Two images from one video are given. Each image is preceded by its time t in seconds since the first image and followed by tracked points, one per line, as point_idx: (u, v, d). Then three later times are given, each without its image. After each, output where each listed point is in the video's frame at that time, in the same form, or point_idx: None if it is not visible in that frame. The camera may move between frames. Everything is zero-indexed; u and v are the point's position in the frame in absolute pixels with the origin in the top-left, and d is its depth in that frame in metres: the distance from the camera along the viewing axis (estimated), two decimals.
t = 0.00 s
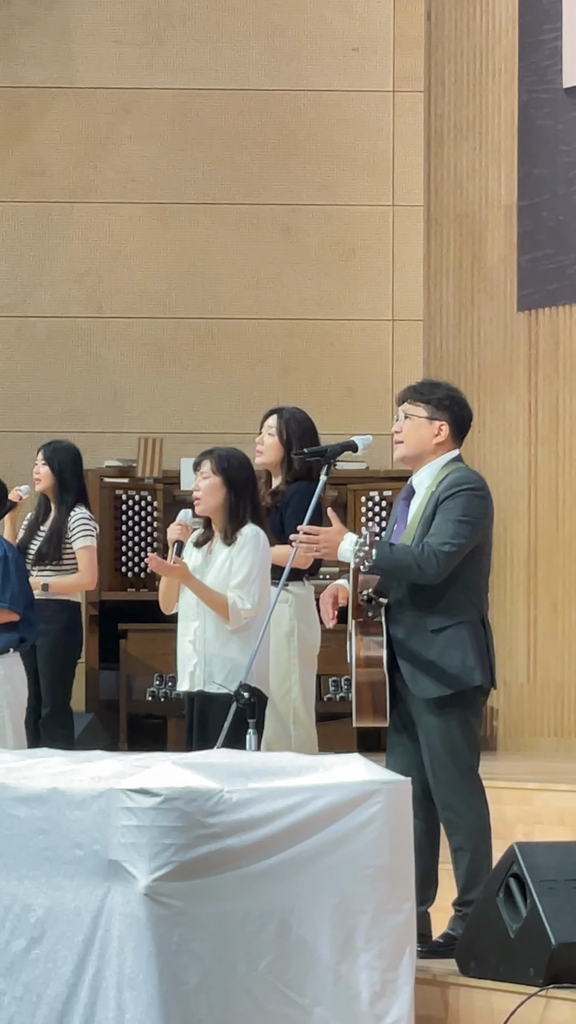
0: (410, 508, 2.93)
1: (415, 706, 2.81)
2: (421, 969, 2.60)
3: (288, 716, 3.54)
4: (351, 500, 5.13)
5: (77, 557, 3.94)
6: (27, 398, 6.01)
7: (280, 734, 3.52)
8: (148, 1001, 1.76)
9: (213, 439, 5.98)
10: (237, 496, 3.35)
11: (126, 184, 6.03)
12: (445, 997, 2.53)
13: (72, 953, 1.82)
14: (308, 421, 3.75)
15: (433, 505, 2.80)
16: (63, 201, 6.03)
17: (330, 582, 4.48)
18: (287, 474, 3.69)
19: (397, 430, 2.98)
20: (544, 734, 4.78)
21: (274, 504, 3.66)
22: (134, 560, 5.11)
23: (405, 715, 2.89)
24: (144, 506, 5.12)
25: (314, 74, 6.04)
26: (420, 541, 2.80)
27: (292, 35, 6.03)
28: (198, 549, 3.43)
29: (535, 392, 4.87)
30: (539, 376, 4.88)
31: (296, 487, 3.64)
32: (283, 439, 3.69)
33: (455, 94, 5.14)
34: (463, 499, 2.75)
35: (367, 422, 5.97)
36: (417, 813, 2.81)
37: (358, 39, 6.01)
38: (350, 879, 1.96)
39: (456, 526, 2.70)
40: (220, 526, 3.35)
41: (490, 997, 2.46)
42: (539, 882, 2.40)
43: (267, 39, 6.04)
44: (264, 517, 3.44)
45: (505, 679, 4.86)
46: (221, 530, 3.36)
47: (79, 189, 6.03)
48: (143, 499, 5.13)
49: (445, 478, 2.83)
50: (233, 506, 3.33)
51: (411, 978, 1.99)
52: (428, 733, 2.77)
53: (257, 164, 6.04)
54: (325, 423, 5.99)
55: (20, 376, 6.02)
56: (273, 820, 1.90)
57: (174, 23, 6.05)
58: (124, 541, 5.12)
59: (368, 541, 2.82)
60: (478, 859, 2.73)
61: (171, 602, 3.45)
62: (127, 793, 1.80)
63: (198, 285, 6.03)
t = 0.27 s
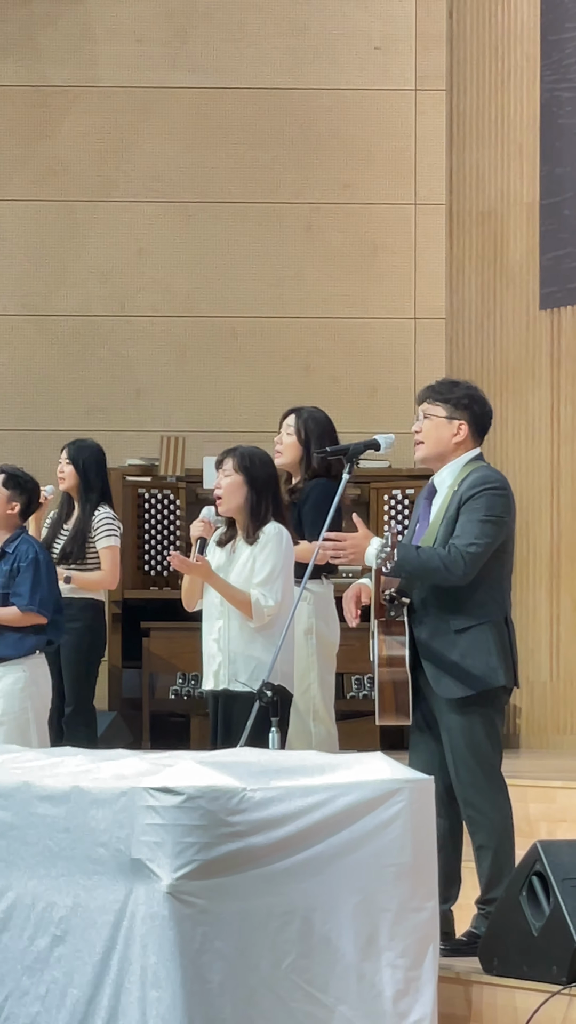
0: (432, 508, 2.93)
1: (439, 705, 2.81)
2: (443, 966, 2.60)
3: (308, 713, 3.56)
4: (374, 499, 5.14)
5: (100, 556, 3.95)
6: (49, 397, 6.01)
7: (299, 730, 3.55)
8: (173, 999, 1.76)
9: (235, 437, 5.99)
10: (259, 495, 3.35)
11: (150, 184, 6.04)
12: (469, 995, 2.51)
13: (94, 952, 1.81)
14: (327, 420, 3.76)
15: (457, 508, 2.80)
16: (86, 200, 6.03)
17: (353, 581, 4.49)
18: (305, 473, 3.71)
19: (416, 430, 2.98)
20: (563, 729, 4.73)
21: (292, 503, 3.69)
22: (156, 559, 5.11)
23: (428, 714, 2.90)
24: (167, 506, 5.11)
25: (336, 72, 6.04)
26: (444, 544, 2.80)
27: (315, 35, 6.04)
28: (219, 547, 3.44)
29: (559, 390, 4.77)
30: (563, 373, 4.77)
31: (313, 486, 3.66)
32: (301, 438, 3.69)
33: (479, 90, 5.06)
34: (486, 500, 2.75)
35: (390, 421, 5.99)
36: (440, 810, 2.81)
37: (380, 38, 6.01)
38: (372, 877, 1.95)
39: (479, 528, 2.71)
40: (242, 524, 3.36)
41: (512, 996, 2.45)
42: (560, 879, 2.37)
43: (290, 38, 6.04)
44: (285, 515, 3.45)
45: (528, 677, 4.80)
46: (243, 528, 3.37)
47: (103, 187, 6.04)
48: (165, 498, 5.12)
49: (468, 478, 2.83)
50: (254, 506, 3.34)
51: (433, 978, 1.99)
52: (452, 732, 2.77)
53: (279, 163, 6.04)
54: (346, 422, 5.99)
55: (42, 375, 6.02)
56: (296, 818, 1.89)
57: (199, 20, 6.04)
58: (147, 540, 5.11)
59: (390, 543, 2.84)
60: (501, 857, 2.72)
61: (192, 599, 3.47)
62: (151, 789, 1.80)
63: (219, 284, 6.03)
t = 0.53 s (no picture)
0: (446, 507, 2.93)
1: (456, 705, 2.80)
2: (459, 966, 2.56)
3: (321, 713, 3.57)
4: (389, 499, 5.14)
5: (118, 557, 3.98)
6: (63, 397, 6.01)
7: (313, 730, 3.57)
8: (188, 1002, 1.72)
9: (250, 438, 5.99)
10: (274, 496, 3.35)
11: (165, 184, 6.04)
12: (485, 996, 2.46)
13: (110, 954, 1.78)
14: (338, 418, 3.76)
15: (473, 507, 2.80)
16: (101, 201, 6.04)
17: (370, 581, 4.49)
18: (316, 474, 3.71)
19: (429, 432, 2.97)
20: None
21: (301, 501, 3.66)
22: (172, 559, 5.11)
23: (445, 714, 2.90)
24: (183, 505, 5.14)
25: (351, 72, 6.04)
26: (460, 543, 2.80)
27: (331, 34, 6.04)
28: (233, 547, 3.44)
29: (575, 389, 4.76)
30: None
31: (323, 485, 3.64)
32: (312, 439, 3.70)
33: (495, 88, 5.03)
34: (504, 501, 2.75)
35: (405, 421, 5.97)
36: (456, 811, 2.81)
37: (395, 38, 6.01)
38: (391, 878, 1.89)
39: (497, 529, 2.71)
40: (257, 524, 3.36)
41: (528, 996, 2.40)
42: None
43: (305, 38, 6.04)
44: (301, 515, 3.44)
45: (545, 677, 4.79)
46: (258, 528, 3.37)
47: (117, 187, 6.04)
48: (181, 498, 5.14)
49: (483, 477, 2.83)
50: (269, 506, 3.33)
51: (450, 980, 1.91)
52: (469, 733, 2.77)
53: (294, 163, 6.04)
54: (361, 422, 5.99)
55: (57, 376, 6.02)
56: (314, 818, 1.84)
57: (216, 20, 6.05)
58: (163, 540, 5.12)
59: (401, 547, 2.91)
60: (518, 857, 2.70)
61: (206, 599, 3.48)
62: (168, 791, 1.76)
63: (234, 285, 6.03)
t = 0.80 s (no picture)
0: (452, 509, 2.93)
1: (461, 708, 2.80)
2: (467, 968, 2.55)
3: (326, 715, 3.58)
4: (397, 499, 5.13)
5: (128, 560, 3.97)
6: (70, 399, 6.01)
7: (319, 733, 3.58)
8: (196, 1004, 1.71)
9: (258, 439, 5.99)
10: (279, 496, 3.34)
11: (171, 185, 6.04)
12: (493, 999, 2.43)
13: (117, 958, 1.77)
14: (338, 418, 3.75)
15: (480, 511, 2.80)
16: (108, 201, 6.03)
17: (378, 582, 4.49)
18: (317, 474, 3.70)
19: (434, 433, 2.95)
20: None
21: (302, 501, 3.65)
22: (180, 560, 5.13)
23: (451, 715, 2.88)
24: (190, 508, 5.14)
25: (358, 72, 6.04)
26: (467, 547, 2.80)
27: (339, 34, 6.03)
28: (237, 548, 3.44)
29: None
30: None
31: (323, 485, 3.63)
32: (313, 440, 3.69)
33: (503, 88, 5.03)
34: (514, 505, 2.75)
35: (413, 422, 5.98)
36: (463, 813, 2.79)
37: (403, 38, 6.01)
38: (397, 879, 1.88)
39: (508, 534, 2.71)
40: (262, 525, 3.35)
41: (537, 998, 2.38)
42: None
43: (312, 37, 6.04)
44: (305, 516, 3.43)
45: (553, 678, 4.78)
46: (263, 529, 3.36)
47: (123, 188, 6.04)
48: (188, 500, 5.15)
49: (491, 480, 2.82)
50: (274, 506, 3.33)
51: (459, 982, 1.91)
52: (475, 736, 2.76)
53: (301, 163, 6.04)
54: (368, 422, 5.98)
55: (65, 377, 6.01)
56: (321, 820, 1.83)
57: (224, 21, 6.05)
58: (170, 542, 5.13)
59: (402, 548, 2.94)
60: (525, 862, 2.70)
61: (210, 601, 3.47)
62: (176, 792, 1.75)
63: (241, 286, 6.03)
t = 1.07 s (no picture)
0: (455, 510, 2.93)
1: (463, 709, 2.81)
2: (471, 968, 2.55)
3: (328, 716, 3.57)
4: (400, 501, 5.16)
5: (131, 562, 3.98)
6: (74, 402, 6.01)
7: (320, 732, 3.58)
8: (202, 1004, 1.72)
9: (261, 441, 5.99)
10: (279, 498, 3.35)
11: (174, 188, 6.04)
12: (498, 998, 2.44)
13: (123, 959, 1.77)
14: (337, 420, 3.76)
15: (483, 513, 2.81)
16: (112, 204, 6.04)
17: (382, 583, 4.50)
18: (317, 475, 3.70)
19: (438, 434, 2.96)
20: None
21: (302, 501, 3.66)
22: (183, 560, 5.15)
23: (453, 716, 2.89)
24: (195, 512, 5.15)
25: (361, 75, 6.05)
26: (469, 548, 2.80)
27: (342, 38, 6.05)
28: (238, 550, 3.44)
29: None
30: None
31: (321, 486, 3.64)
32: (312, 441, 3.70)
33: (506, 91, 5.04)
34: (517, 508, 2.75)
35: (416, 425, 5.99)
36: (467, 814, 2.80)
37: (406, 42, 6.02)
38: (401, 880, 1.88)
39: (511, 536, 2.72)
40: (262, 527, 3.35)
41: (541, 999, 2.37)
42: None
43: (316, 40, 6.05)
44: (305, 518, 3.44)
45: (556, 680, 4.79)
46: (262, 531, 3.37)
47: (126, 192, 6.04)
48: (192, 504, 5.15)
49: (494, 482, 2.83)
50: (274, 508, 3.33)
51: (463, 982, 1.90)
52: (476, 737, 2.77)
53: (304, 166, 6.05)
54: (371, 424, 5.99)
55: (68, 380, 6.02)
56: (326, 821, 1.83)
57: (228, 24, 6.06)
58: (174, 544, 5.15)
59: (405, 548, 2.94)
60: (529, 861, 2.70)
61: (210, 602, 3.47)
62: (181, 794, 1.75)
63: (245, 288, 6.03)
